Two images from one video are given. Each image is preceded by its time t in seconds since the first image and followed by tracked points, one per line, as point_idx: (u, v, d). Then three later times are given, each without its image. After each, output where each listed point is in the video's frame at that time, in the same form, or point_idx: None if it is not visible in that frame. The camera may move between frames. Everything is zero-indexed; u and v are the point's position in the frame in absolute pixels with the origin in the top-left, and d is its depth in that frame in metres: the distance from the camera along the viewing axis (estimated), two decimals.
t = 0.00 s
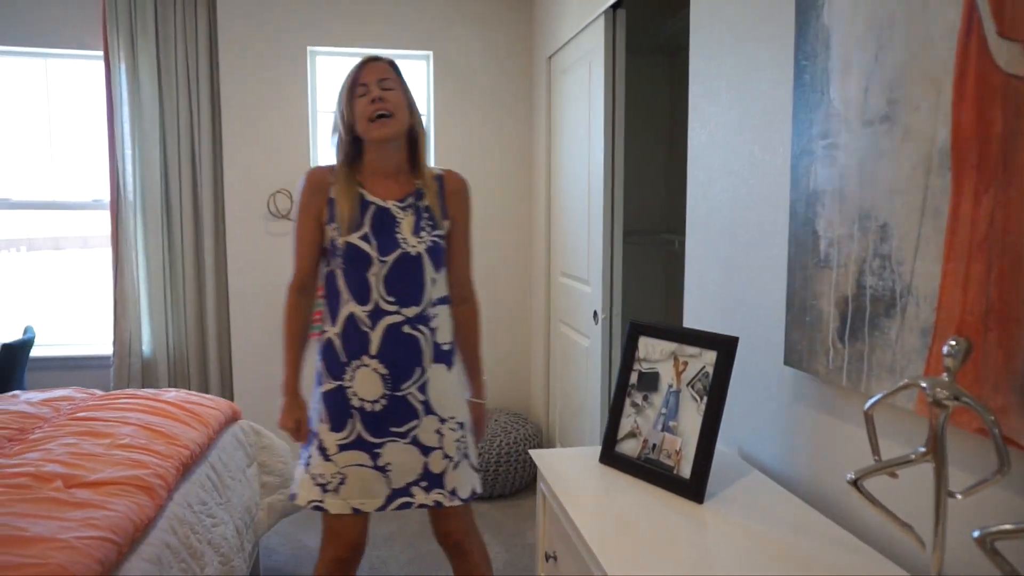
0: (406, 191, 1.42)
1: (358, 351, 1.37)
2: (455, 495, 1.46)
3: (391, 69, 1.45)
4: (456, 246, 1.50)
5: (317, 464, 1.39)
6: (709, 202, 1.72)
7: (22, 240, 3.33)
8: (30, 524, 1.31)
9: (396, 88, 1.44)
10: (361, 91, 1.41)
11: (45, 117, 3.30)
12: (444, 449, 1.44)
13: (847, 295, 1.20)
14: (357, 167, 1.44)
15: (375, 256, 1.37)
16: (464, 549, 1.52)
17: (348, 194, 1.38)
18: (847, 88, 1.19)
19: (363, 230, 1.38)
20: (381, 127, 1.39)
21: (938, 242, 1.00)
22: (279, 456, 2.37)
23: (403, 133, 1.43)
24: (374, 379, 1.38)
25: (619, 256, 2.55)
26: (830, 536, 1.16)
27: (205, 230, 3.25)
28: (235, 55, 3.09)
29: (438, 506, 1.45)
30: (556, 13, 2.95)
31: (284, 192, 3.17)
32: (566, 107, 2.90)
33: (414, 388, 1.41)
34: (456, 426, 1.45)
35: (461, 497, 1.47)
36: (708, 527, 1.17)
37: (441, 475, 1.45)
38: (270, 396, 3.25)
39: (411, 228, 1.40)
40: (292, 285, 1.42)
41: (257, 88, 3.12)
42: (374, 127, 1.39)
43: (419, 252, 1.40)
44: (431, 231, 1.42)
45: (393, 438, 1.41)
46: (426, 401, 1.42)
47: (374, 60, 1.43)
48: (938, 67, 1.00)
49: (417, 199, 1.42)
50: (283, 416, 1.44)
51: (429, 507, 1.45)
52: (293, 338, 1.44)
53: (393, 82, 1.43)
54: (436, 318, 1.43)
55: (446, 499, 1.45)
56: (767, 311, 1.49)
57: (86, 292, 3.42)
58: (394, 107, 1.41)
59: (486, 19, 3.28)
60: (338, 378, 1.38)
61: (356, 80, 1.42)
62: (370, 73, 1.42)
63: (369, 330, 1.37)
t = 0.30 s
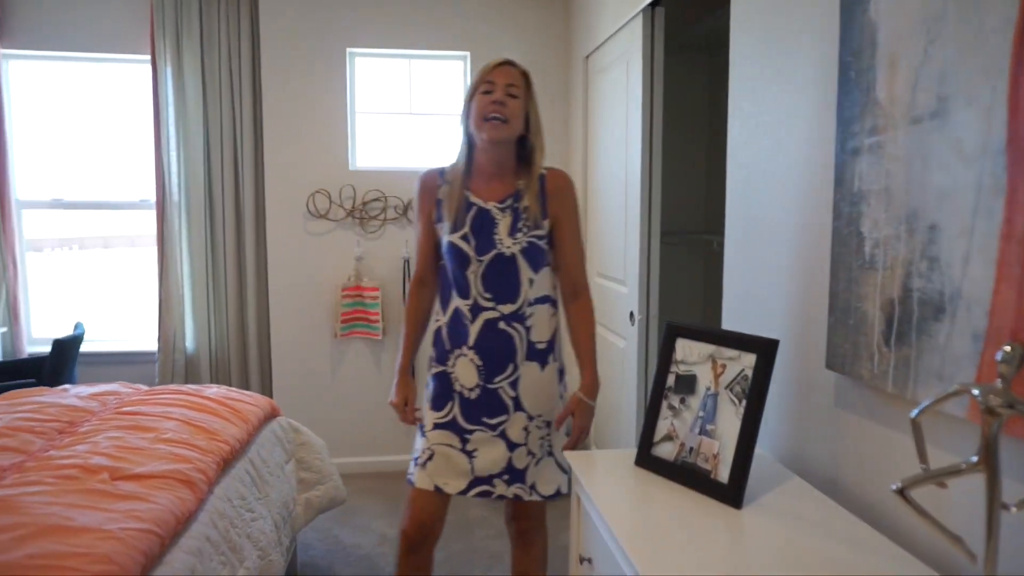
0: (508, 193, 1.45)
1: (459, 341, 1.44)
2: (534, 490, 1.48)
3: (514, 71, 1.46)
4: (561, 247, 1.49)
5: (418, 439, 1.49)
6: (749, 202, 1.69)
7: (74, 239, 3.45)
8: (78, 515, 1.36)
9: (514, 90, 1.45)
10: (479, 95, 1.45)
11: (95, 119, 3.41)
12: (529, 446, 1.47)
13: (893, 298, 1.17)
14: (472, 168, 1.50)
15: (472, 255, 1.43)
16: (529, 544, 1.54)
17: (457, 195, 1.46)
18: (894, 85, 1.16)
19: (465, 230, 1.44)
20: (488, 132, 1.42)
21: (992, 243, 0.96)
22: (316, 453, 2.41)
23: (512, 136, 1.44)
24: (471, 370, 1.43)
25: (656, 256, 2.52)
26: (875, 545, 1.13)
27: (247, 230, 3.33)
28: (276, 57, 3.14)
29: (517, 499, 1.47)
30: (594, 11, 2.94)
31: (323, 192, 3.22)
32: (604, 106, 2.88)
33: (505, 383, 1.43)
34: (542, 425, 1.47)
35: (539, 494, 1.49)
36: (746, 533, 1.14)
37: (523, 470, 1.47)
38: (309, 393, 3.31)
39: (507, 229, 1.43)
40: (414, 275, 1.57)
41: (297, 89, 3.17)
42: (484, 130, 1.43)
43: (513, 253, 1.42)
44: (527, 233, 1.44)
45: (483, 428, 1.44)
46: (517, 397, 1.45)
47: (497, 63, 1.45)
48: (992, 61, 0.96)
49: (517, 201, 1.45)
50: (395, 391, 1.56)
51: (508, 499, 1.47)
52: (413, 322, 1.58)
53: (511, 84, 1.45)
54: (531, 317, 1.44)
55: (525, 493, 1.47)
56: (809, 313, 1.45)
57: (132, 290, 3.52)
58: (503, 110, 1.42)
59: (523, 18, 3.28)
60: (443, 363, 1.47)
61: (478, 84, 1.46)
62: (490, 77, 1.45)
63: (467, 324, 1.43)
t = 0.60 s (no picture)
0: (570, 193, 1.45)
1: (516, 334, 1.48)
2: (588, 486, 1.47)
3: (585, 71, 1.44)
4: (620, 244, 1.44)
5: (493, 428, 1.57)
6: (787, 201, 1.65)
7: (115, 238, 3.54)
8: (118, 507, 1.38)
9: (584, 92, 1.43)
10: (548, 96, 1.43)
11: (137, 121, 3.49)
12: (581, 442, 1.46)
13: (939, 300, 1.13)
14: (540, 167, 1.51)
15: (528, 251, 1.44)
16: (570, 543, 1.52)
17: (523, 193, 1.47)
18: (942, 80, 1.12)
19: (524, 226, 1.45)
20: (557, 135, 1.41)
21: None
22: (348, 450, 2.43)
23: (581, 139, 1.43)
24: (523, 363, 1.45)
25: (690, 257, 2.49)
26: (920, 553, 1.09)
27: (283, 230, 3.38)
28: (311, 59, 3.18)
29: (571, 495, 1.47)
30: (628, 10, 2.91)
31: (356, 192, 3.25)
32: (637, 105, 2.86)
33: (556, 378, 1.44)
34: (594, 422, 1.47)
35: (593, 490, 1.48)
36: (785, 539, 1.12)
37: (576, 466, 1.46)
38: (341, 391, 3.34)
39: (563, 228, 1.42)
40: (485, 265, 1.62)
41: (331, 91, 3.20)
42: (553, 133, 1.42)
43: (565, 252, 1.41)
44: (582, 232, 1.42)
45: (536, 422, 1.45)
46: (568, 392, 1.44)
47: (569, 64, 1.43)
48: None
49: (576, 201, 1.43)
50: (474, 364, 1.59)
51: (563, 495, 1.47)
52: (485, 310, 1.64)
53: (582, 86, 1.42)
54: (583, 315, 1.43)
55: (579, 489, 1.47)
56: (850, 315, 1.42)
57: (171, 288, 3.60)
58: (573, 114, 1.40)
59: (556, 18, 3.27)
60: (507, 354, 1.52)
61: (548, 84, 1.44)
62: (562, 78, 1.43)
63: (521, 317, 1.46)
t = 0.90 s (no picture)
0: (611, 197, 1.50)
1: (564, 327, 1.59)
2: (619, 482, 1.49)
3: (633, 81, 1.49)
4: (659, 245, 1.44)
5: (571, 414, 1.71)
6: (823, 200, 1.62)
7: (151, 237, 3.62)
8: (153, 501, 1.41)
9: (631, 100, 1.48)
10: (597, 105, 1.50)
11: (173, 122, 3.56)
12: (612, 435, 1.50)
13: (984, 301, 1.09)
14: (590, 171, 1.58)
15: (573, 250, 1.54)
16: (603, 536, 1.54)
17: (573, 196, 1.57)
18: (988, 74, 1.08)
19: (571, 227, 1.55)
20: (602, 140, 1.48)
21: None
22: (377, 449, 2.44)
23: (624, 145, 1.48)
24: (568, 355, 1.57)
25: (722, 257, 2.46)
26: (963, 562, 1.06)
27: (314, 229, 3.42)
28: (342, 60, 3.21)
29: (603, 486, 1.50)
30: (659, 8, 2.88)
31: (386, 192, 3.27)
32: (669, 103, 2.83)
33: (592, 371, 1.51)
34: (626, 416, 1.49)
35: (624, 486, 1.49)
36: (820, 544, 1.09)
37: (607, 459, 1.49)
38: (370, 389, 3.37)
39: (601, 230, 1.48)
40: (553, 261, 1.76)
41: (362, 91, 3.23)
42: (598, 139, 1.49)
43: (600, 253, 1.46)
44: (618, 235, 1.46)
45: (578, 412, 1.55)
46: (602, 385, 1.50)
47: (617, 74, 1.49)
48: None
49: (615, 205, 1.48)
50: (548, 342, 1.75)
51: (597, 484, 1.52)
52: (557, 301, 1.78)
53: (629, 95, 1.48)
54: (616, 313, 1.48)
55: (610, 482, 1.49)
56: (887, 316, 1.38)
57: (205, 286, 3.67)
58: (616, 121, 1.46)
59: (586, 17, 3.26)
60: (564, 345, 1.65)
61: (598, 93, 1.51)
62: (609, 87, 1.49)
63: (563, 309, 1.56)
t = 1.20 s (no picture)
0: (655, 197, 1.62)
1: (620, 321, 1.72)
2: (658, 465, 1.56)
3: (672, 88, 1.60)
4: (698, 240, 1.54)
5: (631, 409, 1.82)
6: (855, 202, 1.60)
7: (182, 238, 3.69)
8: (186, 497, 1.43)
9: (671, 107, 1.60)
10: (639, 113, 1.63)
11: (204, 124, 3.63)
12: (659, 421, 1.58)
13: None
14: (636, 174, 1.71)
15: (625, 249, 1.67)
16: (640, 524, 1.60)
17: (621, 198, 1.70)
18: None
19: (622, 228, 1.69)
20: (643, 147, 1.60)
21: None
22: (403, 448, 2.46)
23: (666, 150, 1.60)
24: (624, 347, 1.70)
25: (750, 260, 2.44)
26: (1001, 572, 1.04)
27: (341, 230, 3.46)
28: (370, 62, 3.24)
29: (643, 469, 1.59)
30: (688, 8, 2.87)
31: (413, 193, 3.30)
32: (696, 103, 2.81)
33: (648, 360, 1.62)
34: (674, 404, 1.57)
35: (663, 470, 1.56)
36: (853, 550, 1.08)
37: (651, 442, 1.58)
38: (395, 389, 3.39)
39: (648, 228, 1.60)
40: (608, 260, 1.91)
41: (390, 93, 3.25)
42: (640, 146, 1.61)
43: (648, 250, 1.59)
44: (662, 231, 1.57)
45: (637, 401, 1.66)
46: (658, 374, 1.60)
47: (657, 83, 1.60)
48: None
49: (658, 204, 1.59)
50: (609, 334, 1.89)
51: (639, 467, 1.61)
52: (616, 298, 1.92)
53: (668, 102, 1.59)
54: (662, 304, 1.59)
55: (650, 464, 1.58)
56: (921, 319, 1.36)
57: (234, 286, 3.72)
58: (656, 129, 1.58)
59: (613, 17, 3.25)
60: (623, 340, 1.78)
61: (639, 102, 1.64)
62: (649, 95, 1.61)
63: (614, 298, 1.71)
